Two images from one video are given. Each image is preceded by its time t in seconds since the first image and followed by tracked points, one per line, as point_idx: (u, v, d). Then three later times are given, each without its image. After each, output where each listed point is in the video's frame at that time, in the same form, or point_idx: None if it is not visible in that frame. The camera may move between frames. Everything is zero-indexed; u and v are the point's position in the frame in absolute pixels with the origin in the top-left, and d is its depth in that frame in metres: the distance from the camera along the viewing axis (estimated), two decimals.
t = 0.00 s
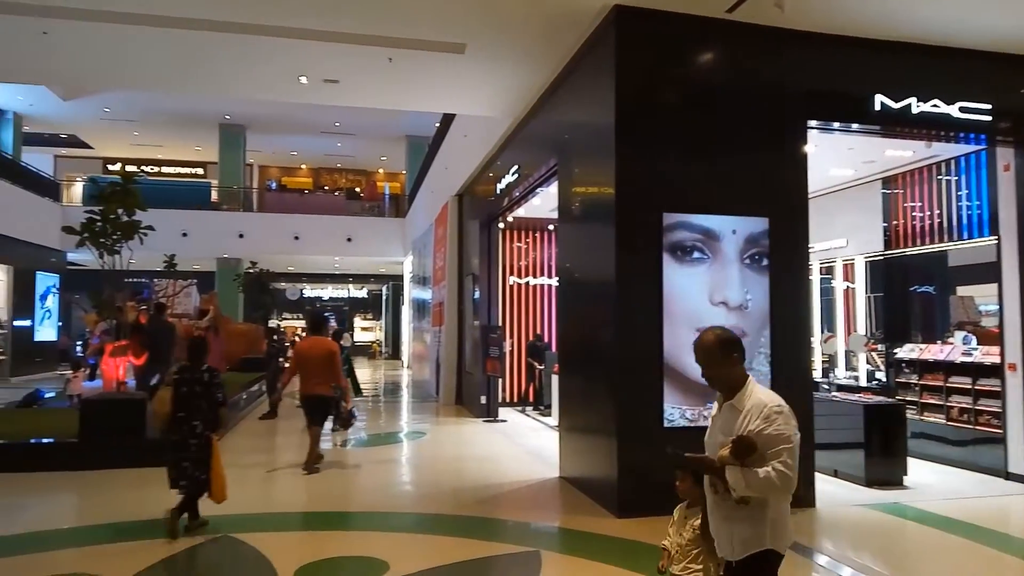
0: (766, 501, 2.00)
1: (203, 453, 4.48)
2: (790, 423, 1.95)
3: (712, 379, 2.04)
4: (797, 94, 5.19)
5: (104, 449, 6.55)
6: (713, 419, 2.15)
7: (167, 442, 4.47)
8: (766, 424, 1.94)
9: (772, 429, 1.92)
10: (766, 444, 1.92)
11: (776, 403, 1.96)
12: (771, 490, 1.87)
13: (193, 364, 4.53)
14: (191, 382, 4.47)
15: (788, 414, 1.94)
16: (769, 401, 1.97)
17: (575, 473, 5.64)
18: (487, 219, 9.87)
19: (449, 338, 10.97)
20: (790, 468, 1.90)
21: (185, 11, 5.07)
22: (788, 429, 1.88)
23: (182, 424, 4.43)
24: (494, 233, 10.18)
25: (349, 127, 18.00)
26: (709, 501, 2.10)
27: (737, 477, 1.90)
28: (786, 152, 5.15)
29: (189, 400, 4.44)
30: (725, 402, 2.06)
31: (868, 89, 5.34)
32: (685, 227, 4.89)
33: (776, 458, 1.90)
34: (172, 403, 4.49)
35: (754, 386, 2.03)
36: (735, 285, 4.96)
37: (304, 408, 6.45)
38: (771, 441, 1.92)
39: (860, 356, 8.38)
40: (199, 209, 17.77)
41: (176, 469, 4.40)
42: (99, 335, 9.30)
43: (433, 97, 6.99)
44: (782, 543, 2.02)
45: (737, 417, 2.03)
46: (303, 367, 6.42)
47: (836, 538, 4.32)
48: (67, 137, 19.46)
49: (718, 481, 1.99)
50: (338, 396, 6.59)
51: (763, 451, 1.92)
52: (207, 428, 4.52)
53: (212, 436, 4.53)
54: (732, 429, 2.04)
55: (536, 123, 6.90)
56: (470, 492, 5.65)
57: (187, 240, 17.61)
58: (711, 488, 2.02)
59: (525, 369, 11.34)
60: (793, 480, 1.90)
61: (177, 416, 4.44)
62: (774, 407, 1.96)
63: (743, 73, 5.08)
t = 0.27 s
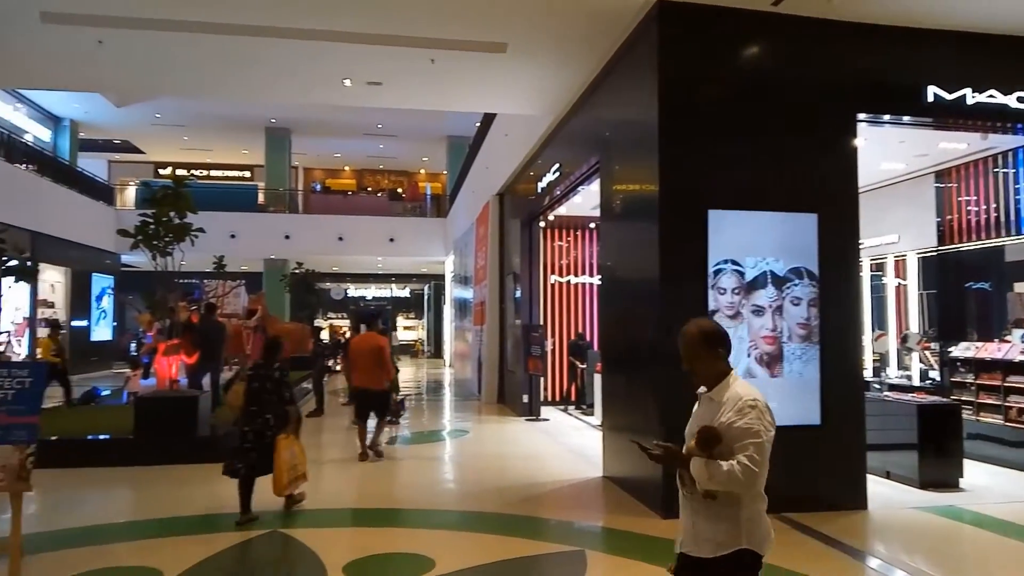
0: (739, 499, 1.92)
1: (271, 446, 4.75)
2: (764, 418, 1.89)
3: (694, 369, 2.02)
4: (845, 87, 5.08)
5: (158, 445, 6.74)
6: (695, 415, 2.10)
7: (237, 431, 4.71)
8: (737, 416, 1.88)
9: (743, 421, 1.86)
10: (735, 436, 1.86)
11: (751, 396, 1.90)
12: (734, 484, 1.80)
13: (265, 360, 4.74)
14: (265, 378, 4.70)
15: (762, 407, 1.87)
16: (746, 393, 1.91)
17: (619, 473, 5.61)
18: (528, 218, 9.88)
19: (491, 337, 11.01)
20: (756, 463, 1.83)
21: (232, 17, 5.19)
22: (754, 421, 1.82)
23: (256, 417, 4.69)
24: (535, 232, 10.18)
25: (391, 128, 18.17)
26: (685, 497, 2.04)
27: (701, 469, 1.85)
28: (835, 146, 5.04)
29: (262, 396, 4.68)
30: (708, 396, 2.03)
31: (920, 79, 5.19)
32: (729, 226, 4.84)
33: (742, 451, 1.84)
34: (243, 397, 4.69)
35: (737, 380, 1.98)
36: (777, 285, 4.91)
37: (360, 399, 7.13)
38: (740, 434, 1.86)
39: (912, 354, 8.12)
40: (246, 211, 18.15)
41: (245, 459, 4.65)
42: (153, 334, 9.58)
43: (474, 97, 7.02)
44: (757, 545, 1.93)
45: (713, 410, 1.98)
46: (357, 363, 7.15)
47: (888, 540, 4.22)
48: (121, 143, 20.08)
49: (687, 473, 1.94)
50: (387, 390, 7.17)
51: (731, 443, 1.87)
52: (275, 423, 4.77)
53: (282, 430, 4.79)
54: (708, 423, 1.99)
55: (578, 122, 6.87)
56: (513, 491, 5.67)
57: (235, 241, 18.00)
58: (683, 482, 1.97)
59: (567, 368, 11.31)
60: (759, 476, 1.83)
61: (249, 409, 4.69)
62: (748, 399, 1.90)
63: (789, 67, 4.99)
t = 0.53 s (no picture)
0: (721, 498, 1.86)
1: (328, 436, 5.07)
2: (739, 412, 1.85)
3: (667, 369, 1.99)
4: (887, 77, 4.96)
5: (199, 437, 6.87)
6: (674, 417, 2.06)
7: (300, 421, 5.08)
8: (712, 412, 1.84)
9: (716, 417, 1.82)
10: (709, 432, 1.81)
11: (725, 390, 1.86)
12: (711, 480, 1.75)
13: (325, 355, 5.12)
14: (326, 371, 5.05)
15: (736, 401, 1.84)
16: (720, 388, 1.88)
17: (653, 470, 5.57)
18: (561, 213, 9.86)
19: (524, 332, 11.01)
20: (734, 458, 1.78)
21: (270, 15, 5.25)
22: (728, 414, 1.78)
23: (316, 407, 5.03)
24: (568, 228, 10.15)
25: (425, 125, 18.27)
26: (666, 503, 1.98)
27: (676, 467, 1.80)
28: (876, 138, 4.94)
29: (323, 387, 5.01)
30: (684, 397, 1.99)
31: (966, 69, 5.05)
32: (767, 221, 4.78)
33: (718, 447, 1.79)
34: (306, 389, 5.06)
35: (710, 378, 1.95)
36: (817, 280, 4.83)
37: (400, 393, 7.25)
38: (715, 430, 1.82)
39: (958, 350, 8.08)
40: (283, 208, 18.41)
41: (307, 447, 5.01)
42: (192, 329, 9.75)
43: (507, 92, 7.01)
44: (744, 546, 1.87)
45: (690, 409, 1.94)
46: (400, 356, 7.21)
47: (930, 540, 4.13)
48: (161, 141, 20.47)
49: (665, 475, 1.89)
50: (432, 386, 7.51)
51: (707, 440, 1.82)
52: (334, 415, 5.08)
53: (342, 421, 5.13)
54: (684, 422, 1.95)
55: (612, 116, 6.83)
56: (547, 486, 5.67)
57: (271, 237, 18.25)
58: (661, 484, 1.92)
59: (601, 364, 11.26)
60: (739, 471, 1.78)
61: (311, 400, 5.03)
62: (723, 394, 1.86)
63: (829, 58, 4.89)
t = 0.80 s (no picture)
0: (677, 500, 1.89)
1: (382, 429, 5.38)
2: (700, 413, 1.86)
3: (630, 369, 2.00)
4: (926, 74, 4.86)
5: (234, 436, 6.98)
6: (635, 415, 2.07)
7: (352, 416, 5.38)
8: (671, 413, 1.86)
9: (675, 418, 1.84)
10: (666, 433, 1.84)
11: (684, 392, 1.88)
12: (668, 481, 1.78)
13: (372, 352, 5.46)
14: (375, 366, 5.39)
15: (696, 401, 1.85)
16: (680, 389, 1.89)
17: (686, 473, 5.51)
18: (591, 214, 9.83)
19: (554, 333, 10.98)
20: (691, 458, 1.80)
21: (304, 19, 5.31)
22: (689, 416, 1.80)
23: (367, 402, 5.33)
24: (599, 228, 10.12)
25: (455, 127, 18.36)
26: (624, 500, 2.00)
27: (635, 468, 1.83)
28: (915, 136, 4.83)
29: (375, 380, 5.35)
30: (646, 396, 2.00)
31: (1009, 64, 4.92)
32: (802, 221, 4.70)
33: (677, 448, 1.82)
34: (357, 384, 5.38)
35: (672, 377, 1.96)
36: (853, 281, 4.74)
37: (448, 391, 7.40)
38: (673, 431, 1.84)
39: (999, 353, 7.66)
40: (315, 210, 18.63)
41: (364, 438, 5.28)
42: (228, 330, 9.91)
43: (538, 93, 7.01)
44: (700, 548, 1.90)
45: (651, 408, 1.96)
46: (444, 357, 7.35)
47: (972, 547, 4.03)
48: (197, 145, 20.85)
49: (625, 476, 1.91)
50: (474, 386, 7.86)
51: (666, 440, 1.85)
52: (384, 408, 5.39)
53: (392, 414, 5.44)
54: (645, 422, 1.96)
55: (643, 116, 6.79)
56: (578, 488, 5.64)
57: (305, 239, 18.47)
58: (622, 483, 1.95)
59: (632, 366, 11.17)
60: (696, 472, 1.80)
61: (363, 394, 5.34)
62: (684, 395, 1.87)
63: (867, 55, 4.80)
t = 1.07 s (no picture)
0: (643, 496, 1.96)
1: (427, 425, 5.42)
2: (670, 414, 1.90)
3: (606, 364, 2.03)
4: (963, 68, 4.75)
5: (265, 433, 7.06)
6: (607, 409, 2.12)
7: (393, 413, 5.42)
8: (642, 413, 1.90)
9: (645, 418, 1.89)
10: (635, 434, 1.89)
11: (656, 392, 1.91)
12: (635, 481, 1.84)
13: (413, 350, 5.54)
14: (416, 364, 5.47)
15: (666, 403, 1.89)
16: (653, 389, 1.93)
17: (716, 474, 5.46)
18: (618, 213, 9.78)
19: (581, 333, 10.91)
20: (658, 460, 1.85)
21: (334, 21, 5.35)
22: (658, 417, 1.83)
23: (409, 399, 5.39)
24: (626, 227, 10.07)
25: (482, 127, 18.39)
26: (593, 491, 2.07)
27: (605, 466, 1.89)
28: (952, 131, 4.73)
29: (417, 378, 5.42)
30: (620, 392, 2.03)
31: None
32: (834, 219, 4.63)
33: (646, 449, 1.86)
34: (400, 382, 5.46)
35: (645, 376, 1.99)
36: (888, 280, 4.66)
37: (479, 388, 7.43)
38: (643, 431, 1.89)
39: None
40: (344, 210, 18.79)
41: (406, 434, 5.34)
42: (259, 328, 10.04)
43: (565, 92, 6.99)
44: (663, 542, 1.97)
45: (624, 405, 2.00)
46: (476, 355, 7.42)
47: (1011, 552, 3.93)
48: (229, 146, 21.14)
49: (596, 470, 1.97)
50: (507, 384, 7.93)
51: (635, 439, 1.89)
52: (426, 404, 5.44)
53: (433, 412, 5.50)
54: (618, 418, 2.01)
55: (671, 114, 6.74)
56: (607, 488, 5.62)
57: (334, 239, 18.64)
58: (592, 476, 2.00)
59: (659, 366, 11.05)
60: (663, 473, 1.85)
61: (405, 392, 5.40)
62: (655, 396, 1.91)
63: (901, 49, 4.71)
